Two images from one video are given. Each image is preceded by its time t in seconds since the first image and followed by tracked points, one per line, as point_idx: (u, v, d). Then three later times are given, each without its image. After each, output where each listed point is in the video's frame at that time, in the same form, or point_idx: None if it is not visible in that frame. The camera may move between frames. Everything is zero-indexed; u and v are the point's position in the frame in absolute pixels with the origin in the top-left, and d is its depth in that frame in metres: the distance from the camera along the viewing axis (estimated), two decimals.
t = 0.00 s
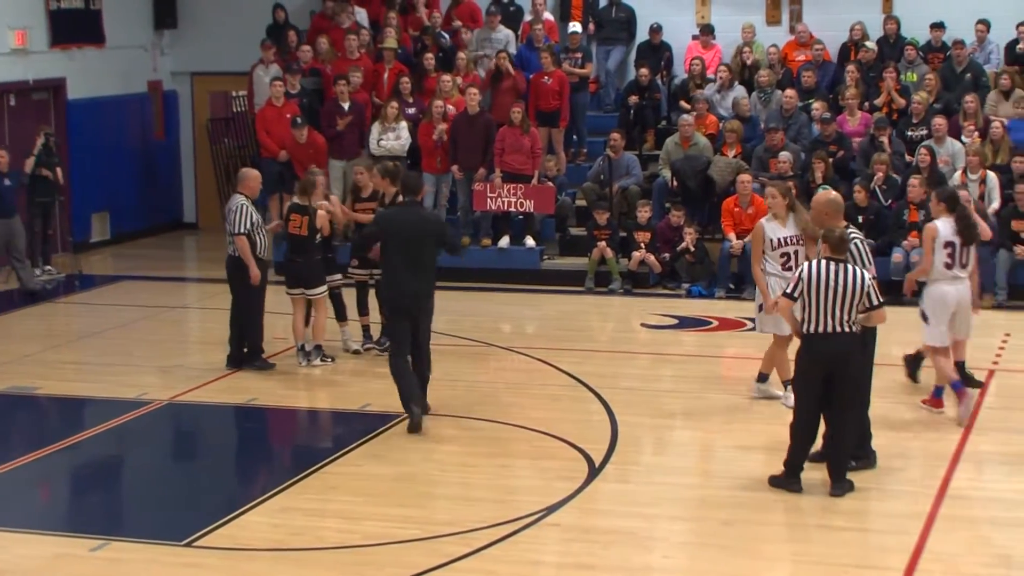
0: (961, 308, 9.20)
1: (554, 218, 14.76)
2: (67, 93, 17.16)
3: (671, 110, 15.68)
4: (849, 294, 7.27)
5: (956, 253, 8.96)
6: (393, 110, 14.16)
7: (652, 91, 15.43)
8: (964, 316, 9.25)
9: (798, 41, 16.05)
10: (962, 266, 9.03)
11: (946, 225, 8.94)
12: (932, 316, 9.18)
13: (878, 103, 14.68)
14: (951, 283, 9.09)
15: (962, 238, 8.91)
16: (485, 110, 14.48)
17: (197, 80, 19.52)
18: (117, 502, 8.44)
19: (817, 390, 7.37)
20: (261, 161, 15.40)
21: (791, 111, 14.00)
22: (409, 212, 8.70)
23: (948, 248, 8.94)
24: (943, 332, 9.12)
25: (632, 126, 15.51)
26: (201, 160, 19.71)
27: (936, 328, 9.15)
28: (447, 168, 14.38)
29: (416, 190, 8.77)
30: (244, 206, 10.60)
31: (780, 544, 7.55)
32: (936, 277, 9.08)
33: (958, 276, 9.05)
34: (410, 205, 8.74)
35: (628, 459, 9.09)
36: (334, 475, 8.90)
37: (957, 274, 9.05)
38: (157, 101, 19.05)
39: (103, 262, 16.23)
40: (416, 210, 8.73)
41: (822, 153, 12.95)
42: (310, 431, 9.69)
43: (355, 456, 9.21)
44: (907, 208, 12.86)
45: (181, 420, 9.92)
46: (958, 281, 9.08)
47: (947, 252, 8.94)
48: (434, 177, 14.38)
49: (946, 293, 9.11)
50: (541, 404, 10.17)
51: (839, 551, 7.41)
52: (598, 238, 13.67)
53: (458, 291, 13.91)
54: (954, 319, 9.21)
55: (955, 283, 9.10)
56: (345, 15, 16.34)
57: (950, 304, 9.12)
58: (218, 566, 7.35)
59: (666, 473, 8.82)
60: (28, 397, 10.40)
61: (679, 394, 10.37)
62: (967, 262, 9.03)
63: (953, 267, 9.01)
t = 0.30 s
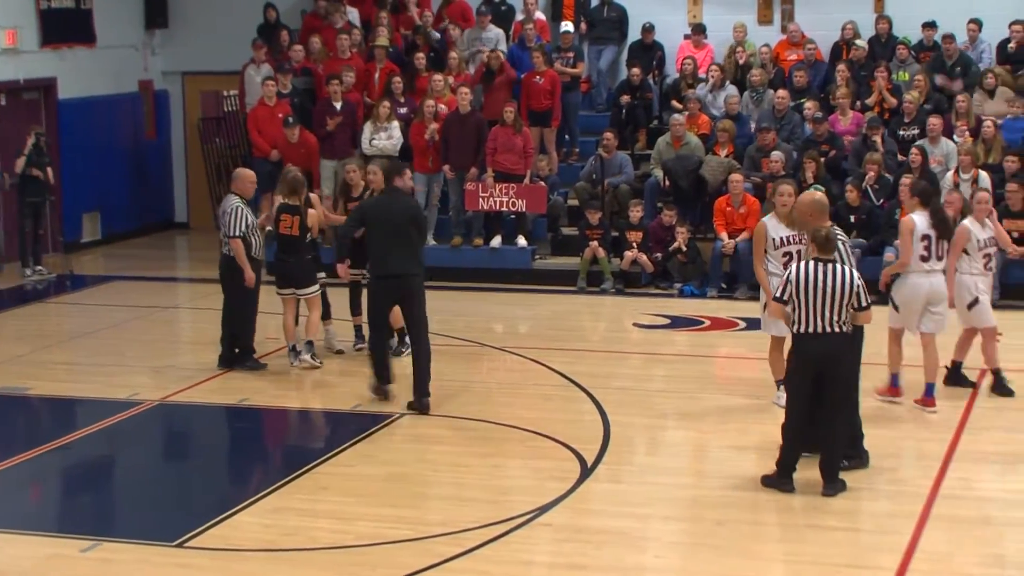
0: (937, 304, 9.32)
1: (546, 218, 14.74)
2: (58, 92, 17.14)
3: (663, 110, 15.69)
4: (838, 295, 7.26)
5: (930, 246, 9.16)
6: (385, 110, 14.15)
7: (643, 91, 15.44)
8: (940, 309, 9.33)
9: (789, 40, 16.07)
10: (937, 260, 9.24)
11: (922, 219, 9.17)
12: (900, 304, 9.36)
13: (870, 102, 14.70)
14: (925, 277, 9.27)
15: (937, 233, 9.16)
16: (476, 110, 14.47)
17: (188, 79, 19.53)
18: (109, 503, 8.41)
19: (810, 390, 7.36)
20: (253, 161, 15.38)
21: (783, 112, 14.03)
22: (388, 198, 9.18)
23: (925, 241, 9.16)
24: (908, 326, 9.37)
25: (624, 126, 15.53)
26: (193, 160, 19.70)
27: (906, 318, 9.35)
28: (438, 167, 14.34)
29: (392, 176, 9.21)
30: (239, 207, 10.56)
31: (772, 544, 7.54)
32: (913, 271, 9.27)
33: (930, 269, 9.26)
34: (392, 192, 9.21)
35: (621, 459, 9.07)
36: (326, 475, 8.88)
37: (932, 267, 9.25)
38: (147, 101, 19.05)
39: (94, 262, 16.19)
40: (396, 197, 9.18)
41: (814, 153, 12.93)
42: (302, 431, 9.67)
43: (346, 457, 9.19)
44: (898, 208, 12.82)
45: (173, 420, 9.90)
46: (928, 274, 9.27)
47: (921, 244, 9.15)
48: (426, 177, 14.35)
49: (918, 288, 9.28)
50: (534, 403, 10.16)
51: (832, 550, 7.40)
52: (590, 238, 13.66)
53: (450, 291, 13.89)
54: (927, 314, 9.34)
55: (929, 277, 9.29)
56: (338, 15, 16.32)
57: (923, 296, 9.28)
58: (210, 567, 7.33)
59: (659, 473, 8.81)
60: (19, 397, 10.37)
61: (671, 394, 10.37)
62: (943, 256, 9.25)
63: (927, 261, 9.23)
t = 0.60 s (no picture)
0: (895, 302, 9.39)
1: (531, 218, 14.72)
2: (42, 92, 17.09)
3: (649, 110, 15.70)
4: (822, 295, 7.26)
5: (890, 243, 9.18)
6: (370, 110, 14.13)
7: (628, 91, 15.45)
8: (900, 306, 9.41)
9: (774, 40, 16.09)
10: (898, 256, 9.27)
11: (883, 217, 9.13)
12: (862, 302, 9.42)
13: (855, 101, 14.72)
14: (886, 273, 9.31)
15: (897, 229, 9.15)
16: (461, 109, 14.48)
17: (172, 79, 19.51)
18: (93, 504, 8.37)
19: (794, 389, 7.33)
20: (237, 161, 15.36)
21: (767, 112, 14.01)
22: (355, 194, 9.64)
23: (885, 239, 9.16)
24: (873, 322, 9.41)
25: (610, 126, 15.53)
26: (177, 160, 19.67)
27: (867, 315, 9.40)
28: (423, 167, 14.33)
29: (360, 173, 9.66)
30: (224, 207, 10.52)
31: (757, 544, 7.52)
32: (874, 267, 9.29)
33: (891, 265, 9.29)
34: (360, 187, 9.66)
35: (606, 460, 9.05)
36: (311, 476, 8.85)
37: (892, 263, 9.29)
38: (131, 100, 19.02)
39: (77, 262, 16.13)
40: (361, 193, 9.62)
41: (799, 152, 12.93)
42: (287, 431, 9.64)
43: (331, 458, 9.16)
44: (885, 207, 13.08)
45: (157, 421, 9.86)
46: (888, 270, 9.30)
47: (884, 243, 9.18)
48: (410, 177, 14.32)
49: (881, 285, 9.32)
50: (519, 404, 10.14)
51: (817, 550, 7.38)
52: (576, 238, 13.65)
53: (436, 291, 13.87)
54: (887, 309, 9.40)
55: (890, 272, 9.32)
56: (323, 15, 16.31)
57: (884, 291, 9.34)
58: (192, 568, 7.29)
59: (645, 473, 8.79)
60: (2, 399, 10.32)
61: (656, 393, 10.35)
62: (903, 251, 9.29)
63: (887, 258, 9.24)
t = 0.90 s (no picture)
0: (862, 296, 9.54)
1: (520, 218, 14.73)
2: (29, 92, 17.05)
3: (638, 110, 15.72)
4: (811, 294, 7.24)
5: (858, 237, 9.39)
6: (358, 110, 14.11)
7: (617, 91, 15.47)
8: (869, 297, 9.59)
9: (763, 41, 16.10)
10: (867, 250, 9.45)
11: (851, 211, 9.36)
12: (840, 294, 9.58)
13: (844, 102, 14.73)
14: (856, 265, 9.47)
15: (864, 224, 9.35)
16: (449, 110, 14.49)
17: (160, 79, 19.48)
18: (80, 506, 8.34)
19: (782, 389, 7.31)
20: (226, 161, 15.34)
21: (756, 113, 14.06)
22: (340, 192, 9.78)
23: (853, 233, 9.37)
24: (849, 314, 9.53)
25: (599, 126, 15.55)
26: (164, 160, 19.64)
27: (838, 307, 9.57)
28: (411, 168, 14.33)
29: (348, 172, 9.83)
30: (211, 207, 10.51)
31: (746, 544, 7.51)
32: (841, 260, 9.48)
33: (861, 259, 9.45)
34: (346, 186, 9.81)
35: (596, 460, 9.04)
36: (300, 476, 8.83)
37: (861, 257, 9.46)
38: (119, 100, 18.99)
39: (66, 263, 16.10)
40: (346, 192, 9.77)
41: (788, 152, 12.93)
42: (276, 432, 9.62)
43: (320, 459, 9.14)
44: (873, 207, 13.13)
45: (146, 422, 9.84)
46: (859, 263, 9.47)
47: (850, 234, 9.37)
48: (398, 177, 14.32)
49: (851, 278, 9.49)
50: (507, 404, 10.13)
51: (807, 551, 7.37)
52: (565, 238, 13.64)
53: (425, 291, 13.87)
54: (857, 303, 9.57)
55: (861, 266, 9.48)
56: (312, 15, 16.31)
57: (855, 284, 9.49)
58: (180, 570, 7.25)
59: (634, 474, 8.79)
60: None
61: (644, 394, 10.35)
62: (873, 246, 9.44)
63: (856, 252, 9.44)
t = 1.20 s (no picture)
0: (833, 298, 9.59)
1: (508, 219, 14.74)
2: (15, 93, 17.03)
3: (625, 111, 15.75)
4: (791, 294, 7.25)
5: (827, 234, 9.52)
6: (346, 111, 14.12)
7: (605, 92, 15.49)
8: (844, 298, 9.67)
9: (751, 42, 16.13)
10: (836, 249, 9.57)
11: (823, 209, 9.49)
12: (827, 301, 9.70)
13: (831, 103, 14.78)
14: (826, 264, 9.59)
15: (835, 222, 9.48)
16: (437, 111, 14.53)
17: (147, 80, 19.48)
18: (67, 508, 8.32)
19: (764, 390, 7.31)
20: (214, 163, 15.34)
21: (742, 113, 14.13)
22: (325, 186, 10.06)
23: (823, 230, 9.51)
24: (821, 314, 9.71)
25: (586, 127, 15.58)
26: (151, 160, 19.64)
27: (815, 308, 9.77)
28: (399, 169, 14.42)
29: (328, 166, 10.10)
30: (198, 209, 10.49)
31: (734, 545, 7.51)
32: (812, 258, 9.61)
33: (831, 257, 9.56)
34: (326, 181, 10.10)
35: (584, 461, 9.04)
36: (287, 478, 8.82)
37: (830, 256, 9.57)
38: (106, 102, 18.98)
39: (54, 264, 16.08)
40: (331, 186, 10.08)
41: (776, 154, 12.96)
42: (263, 434, 9.61)
43: (307, 460, 9.12)
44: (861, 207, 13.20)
45: (133, 424, 9.82)
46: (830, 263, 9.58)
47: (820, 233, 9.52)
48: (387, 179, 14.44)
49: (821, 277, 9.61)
50: (495, 405, 10.14)
51: (794, 552, 7.37)
52: (553, 239, 13.65)
53: (413, 292, 13.87)
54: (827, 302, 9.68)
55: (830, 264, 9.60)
56: (300, 16, 16.33)
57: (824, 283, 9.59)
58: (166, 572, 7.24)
59: (622, 475, 8.78)
60: None
61: (632, 395, 10.35)
62: (842, 245, 9.57)
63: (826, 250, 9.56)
